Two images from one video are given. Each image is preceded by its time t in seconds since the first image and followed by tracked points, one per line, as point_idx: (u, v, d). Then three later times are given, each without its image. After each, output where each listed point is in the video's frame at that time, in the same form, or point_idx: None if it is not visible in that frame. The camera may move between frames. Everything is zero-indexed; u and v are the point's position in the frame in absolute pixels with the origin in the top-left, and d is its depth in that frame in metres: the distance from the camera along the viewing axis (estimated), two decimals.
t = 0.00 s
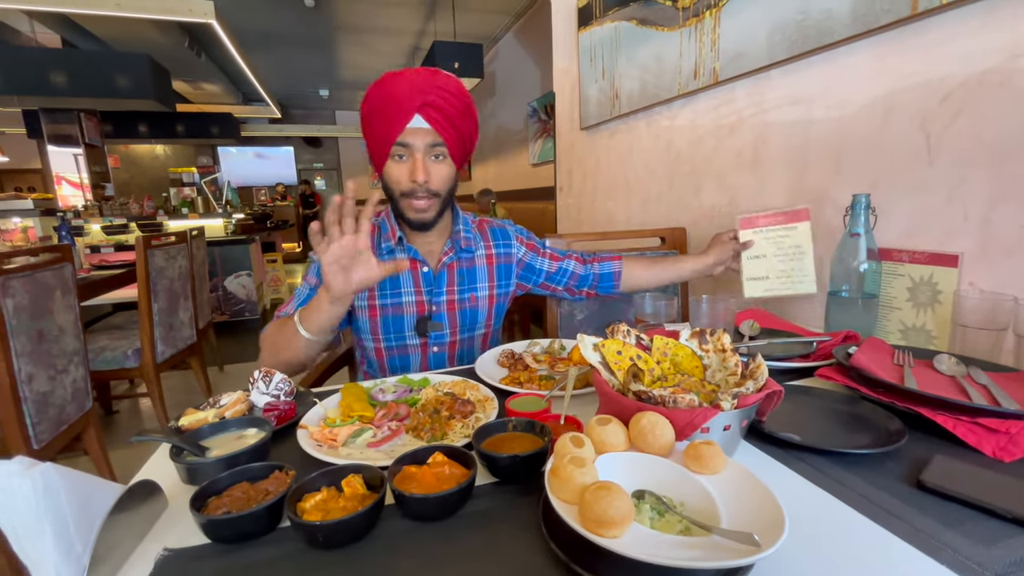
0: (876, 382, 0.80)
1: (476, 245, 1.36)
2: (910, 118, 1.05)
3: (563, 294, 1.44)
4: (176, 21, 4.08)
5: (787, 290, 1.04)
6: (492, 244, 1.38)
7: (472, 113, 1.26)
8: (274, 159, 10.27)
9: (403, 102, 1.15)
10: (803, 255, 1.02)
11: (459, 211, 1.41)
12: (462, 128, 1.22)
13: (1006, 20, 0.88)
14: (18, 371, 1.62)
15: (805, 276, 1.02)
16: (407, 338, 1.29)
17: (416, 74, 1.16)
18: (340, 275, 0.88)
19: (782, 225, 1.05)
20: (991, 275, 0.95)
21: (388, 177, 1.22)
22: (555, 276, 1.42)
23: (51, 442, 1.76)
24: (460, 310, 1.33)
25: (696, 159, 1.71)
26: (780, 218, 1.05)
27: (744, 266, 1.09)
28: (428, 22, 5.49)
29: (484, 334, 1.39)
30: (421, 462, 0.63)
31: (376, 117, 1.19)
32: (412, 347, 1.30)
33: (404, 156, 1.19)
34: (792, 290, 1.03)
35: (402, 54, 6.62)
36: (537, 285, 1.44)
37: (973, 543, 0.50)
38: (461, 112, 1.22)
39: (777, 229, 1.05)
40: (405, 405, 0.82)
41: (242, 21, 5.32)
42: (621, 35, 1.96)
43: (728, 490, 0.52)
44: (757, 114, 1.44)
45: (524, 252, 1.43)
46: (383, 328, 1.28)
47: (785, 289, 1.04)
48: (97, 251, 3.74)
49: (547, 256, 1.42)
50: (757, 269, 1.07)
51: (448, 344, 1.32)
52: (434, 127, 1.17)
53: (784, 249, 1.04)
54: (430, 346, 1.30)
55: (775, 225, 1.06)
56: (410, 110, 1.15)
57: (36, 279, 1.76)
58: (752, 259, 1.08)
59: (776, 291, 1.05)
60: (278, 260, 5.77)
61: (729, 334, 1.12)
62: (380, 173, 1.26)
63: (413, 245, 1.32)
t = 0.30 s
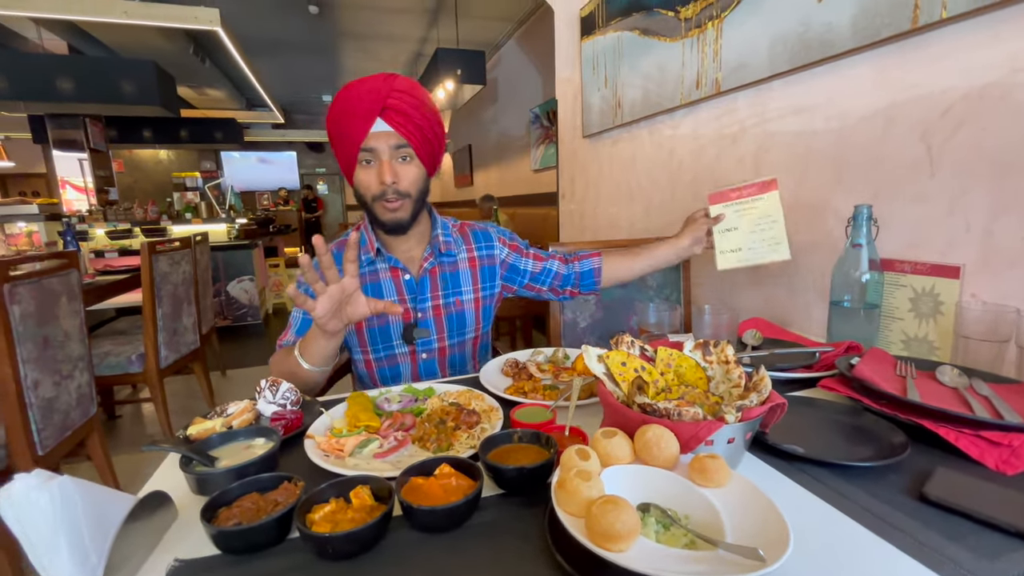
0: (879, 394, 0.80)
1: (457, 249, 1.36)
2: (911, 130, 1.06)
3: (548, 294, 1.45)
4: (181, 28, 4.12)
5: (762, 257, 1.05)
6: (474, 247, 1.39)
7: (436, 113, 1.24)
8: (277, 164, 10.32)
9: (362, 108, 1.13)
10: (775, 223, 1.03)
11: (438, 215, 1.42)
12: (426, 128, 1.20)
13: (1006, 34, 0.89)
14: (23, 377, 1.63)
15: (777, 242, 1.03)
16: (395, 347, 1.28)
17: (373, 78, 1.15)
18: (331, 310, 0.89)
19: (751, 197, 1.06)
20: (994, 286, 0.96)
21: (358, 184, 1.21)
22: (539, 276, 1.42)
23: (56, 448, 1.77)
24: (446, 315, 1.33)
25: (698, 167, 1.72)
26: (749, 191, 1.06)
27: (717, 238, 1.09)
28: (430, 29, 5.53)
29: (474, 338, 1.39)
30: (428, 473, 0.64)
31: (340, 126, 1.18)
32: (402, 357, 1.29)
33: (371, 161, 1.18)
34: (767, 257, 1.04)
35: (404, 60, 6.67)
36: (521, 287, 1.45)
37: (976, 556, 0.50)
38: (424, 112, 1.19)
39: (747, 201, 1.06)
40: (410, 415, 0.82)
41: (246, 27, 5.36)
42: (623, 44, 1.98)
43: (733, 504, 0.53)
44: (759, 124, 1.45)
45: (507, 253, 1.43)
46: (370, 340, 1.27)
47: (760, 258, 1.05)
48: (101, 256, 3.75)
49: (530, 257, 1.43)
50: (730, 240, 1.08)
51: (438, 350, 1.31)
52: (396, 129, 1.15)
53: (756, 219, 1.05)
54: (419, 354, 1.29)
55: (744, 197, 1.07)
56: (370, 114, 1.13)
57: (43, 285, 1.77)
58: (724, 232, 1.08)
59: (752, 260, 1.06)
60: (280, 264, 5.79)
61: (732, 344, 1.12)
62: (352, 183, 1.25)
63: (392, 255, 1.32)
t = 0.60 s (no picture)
0: (883, 405, 0.81)
1: (451, 256, 1.37)
2: (915, 141, 1.06)
3: (537, 302, 1.46)
4: (187, 34, 4.15)
5: (717, 236, 1.00)
6: (468, 254, 1.40)
7: (424, 128, 1.25)
8: (279, 167, 10.36)
9: (349, 123, 1.14)
10: (733, 198, 0.97)
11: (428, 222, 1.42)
12: (413, 141, 1.20)
13: (1008, 48, 0.90)
14: (30, 383, 1.64)
15: (734, 216, 0.97)
16: (393, 356, 1.28)
17: (359, 94, 1.16)
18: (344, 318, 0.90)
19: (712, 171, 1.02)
20: (998, 297, 0.96)
21: (347, 198, 1.22)
22: (531, 284, 1.44)
23: (61, 453, 1.77)
24: (443, 322, 1.33)
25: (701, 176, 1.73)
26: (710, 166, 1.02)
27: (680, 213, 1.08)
28: (434, 34, 5.56)
29: (472, 343, 1.39)
30: (437, 483, 0.64)
31: (328, 142, 1.18)
32: (400, 365, 1.29)
33: (360, 176, 1.18)
34: (722, 234, 0.99)
35: (407, 65, 6.71)
36: (514, 293, 1.46)
37: (983, 570, 0.50)
38: (411, 126, 1.20)
39: (707, 176, 1.03)
40: (417, 424, 0.82)
41: (251, 33, 5.40)
42: (627, 53, 1.99)
43: (742, 518, 0.53)
44: (762, 133, 1.46)
45: (500, 260, 1.45)
46: (368, 350, 1.27)
47: (717, 235, 1.00)
48: (105, 260, 3.77)
49: (523, 264, 1.45)
50: (691, 216, 1.06)
51: (436, 357, 1.32)
52: (383, 144, 1.15)
53: (716, 194, 1.00)
54: (417, 362, 1.30)
55: (706, 172, 1.03)
56: (357, 129, 1.14)
57: (50, 291, 1.78)
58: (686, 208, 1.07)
59: (709, 238, 1.01)
60: (282, 268, 5.81)
61: (737, 353, 1.13)
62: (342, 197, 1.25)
63: (386, 265, 1.32)
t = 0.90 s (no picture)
0: (888, 408, 0.81)
1: (453, 256, 1.38)
2: (919, 146, 1.07)
3: (535, 303, 1.46)
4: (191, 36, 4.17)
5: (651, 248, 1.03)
6: (468, 254, 1.41)
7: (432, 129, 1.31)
8: (282, 169, 10.39)
9: (393, 121, 1.13)
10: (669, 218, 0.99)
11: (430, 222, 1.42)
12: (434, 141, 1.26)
13: (1013, 53, 0.91)
14: (36, 383, 1.66)
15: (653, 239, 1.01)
16: (397, 356, 1.28)
17: (396, 94, 1.15)
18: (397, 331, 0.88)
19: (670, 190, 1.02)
20: (1002, 301, 0.96)
21: (382, 198, 1.18)
22: (530, 284, 1.43)
23: (66, 453, 1.78)
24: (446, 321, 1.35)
25: (705, 179, 1.73)
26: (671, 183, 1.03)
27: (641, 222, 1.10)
28: (437, 37, 5.58)
29: (474, 342, 1.39)
30: (444, 484, 0.65)
31: (364, 139, 1.13)
32: (404, 365, 1.29)
33: (400, 174, 1.17)
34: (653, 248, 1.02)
35: (410, 67, 6.72)
36: (513, 293, 1.47)
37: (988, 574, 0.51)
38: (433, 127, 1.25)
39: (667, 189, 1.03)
40: (423, 425, 0.83)
41: (255, 35, 5.42)
42: (630, 56, 2.00)
43: (748, 521, 0.53)
44: (766, 137, 1.47)
45: (500, 261, 1.46)
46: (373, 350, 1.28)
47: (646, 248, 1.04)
48: (109, 261, 3.79)
49: (522, 266, 1.45)
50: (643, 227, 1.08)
51: (440, 357, 1.31)
52: (420, 143, 1.18)
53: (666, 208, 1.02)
54: (422, 362, 1.30)
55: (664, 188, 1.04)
56: (402, 128, 1.14)
57: (56, 291, 1.79)
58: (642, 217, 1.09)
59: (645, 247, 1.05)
60: (285, 269, 5.83)
61: (740, 356, 1.13)
62: (364, 199, 1.20)
63: (389, 265, 1.31)
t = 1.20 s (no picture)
0: (891, 409, 0.81)
1: (458, 255, 1.39)
2: (922, 145, 1.06)
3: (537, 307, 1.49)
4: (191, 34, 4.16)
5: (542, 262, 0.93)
6: (471, 254, 1.42)
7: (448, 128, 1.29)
8: (282, 167, 10.38)
9: (403, 115, 1.13)
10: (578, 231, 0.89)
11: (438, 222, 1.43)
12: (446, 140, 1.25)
13: (1017, 53, 0.90)
14: (35, 381, 1.65)
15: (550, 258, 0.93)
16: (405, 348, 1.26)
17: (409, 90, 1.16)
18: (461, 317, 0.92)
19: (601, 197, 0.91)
20: (1006, 302, 0.96)
21: (387, 188, 1.19)
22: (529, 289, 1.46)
23: (65, 452, 1.78)
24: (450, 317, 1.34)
25: (706, 179, 1.73)
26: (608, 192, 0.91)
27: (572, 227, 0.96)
28: (437, 35, 5.56)
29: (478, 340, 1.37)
30: (445, 484, 0.64)
31: (371, 131, 1.14)
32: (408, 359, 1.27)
33: (407, 167, 1.17)
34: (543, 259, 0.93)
35: (410, 65, 6.71)
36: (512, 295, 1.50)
37: None
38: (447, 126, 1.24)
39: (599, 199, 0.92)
40: (424, 425, 0.82)
41: (255, 33, 5.41)
42: (632, 54, 1.99)
43: (752, 523, 0.53)
44: (768, 136, 1.46)
45: (501, 261, 1.48)
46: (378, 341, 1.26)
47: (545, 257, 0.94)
48: (109, 258, 3.78)
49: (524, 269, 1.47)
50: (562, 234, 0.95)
51: (443, 353, 1.31)
52: (430, 140, 1.18)
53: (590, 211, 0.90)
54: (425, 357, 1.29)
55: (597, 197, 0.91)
56: (410, 123, 1.13)
57: (55, 289, 1.78)
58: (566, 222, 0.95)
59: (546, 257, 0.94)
60: (285, 267, 5.82)
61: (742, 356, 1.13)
62: (371, 189, 1.21)
63: (401, 258, 1.30)
